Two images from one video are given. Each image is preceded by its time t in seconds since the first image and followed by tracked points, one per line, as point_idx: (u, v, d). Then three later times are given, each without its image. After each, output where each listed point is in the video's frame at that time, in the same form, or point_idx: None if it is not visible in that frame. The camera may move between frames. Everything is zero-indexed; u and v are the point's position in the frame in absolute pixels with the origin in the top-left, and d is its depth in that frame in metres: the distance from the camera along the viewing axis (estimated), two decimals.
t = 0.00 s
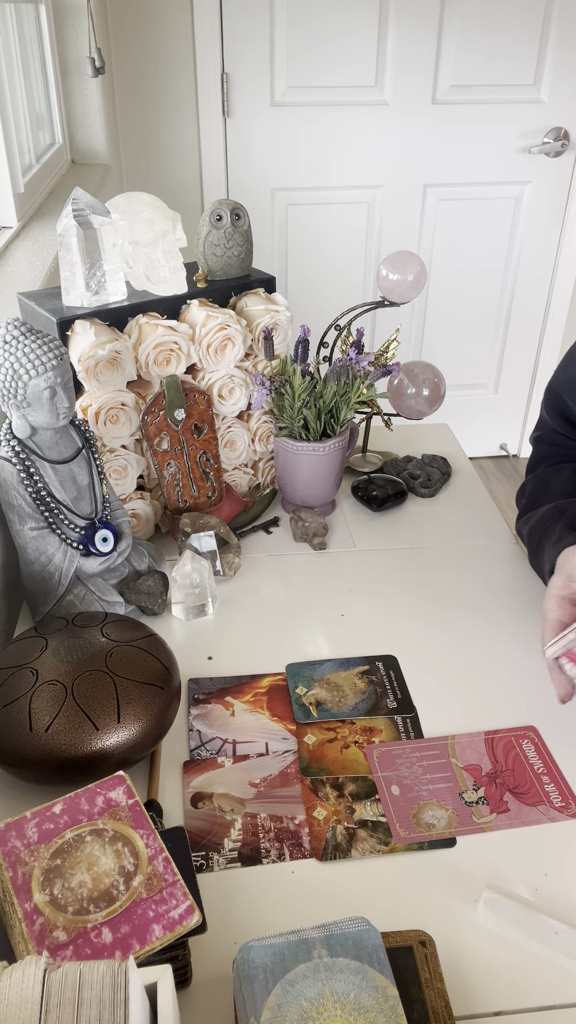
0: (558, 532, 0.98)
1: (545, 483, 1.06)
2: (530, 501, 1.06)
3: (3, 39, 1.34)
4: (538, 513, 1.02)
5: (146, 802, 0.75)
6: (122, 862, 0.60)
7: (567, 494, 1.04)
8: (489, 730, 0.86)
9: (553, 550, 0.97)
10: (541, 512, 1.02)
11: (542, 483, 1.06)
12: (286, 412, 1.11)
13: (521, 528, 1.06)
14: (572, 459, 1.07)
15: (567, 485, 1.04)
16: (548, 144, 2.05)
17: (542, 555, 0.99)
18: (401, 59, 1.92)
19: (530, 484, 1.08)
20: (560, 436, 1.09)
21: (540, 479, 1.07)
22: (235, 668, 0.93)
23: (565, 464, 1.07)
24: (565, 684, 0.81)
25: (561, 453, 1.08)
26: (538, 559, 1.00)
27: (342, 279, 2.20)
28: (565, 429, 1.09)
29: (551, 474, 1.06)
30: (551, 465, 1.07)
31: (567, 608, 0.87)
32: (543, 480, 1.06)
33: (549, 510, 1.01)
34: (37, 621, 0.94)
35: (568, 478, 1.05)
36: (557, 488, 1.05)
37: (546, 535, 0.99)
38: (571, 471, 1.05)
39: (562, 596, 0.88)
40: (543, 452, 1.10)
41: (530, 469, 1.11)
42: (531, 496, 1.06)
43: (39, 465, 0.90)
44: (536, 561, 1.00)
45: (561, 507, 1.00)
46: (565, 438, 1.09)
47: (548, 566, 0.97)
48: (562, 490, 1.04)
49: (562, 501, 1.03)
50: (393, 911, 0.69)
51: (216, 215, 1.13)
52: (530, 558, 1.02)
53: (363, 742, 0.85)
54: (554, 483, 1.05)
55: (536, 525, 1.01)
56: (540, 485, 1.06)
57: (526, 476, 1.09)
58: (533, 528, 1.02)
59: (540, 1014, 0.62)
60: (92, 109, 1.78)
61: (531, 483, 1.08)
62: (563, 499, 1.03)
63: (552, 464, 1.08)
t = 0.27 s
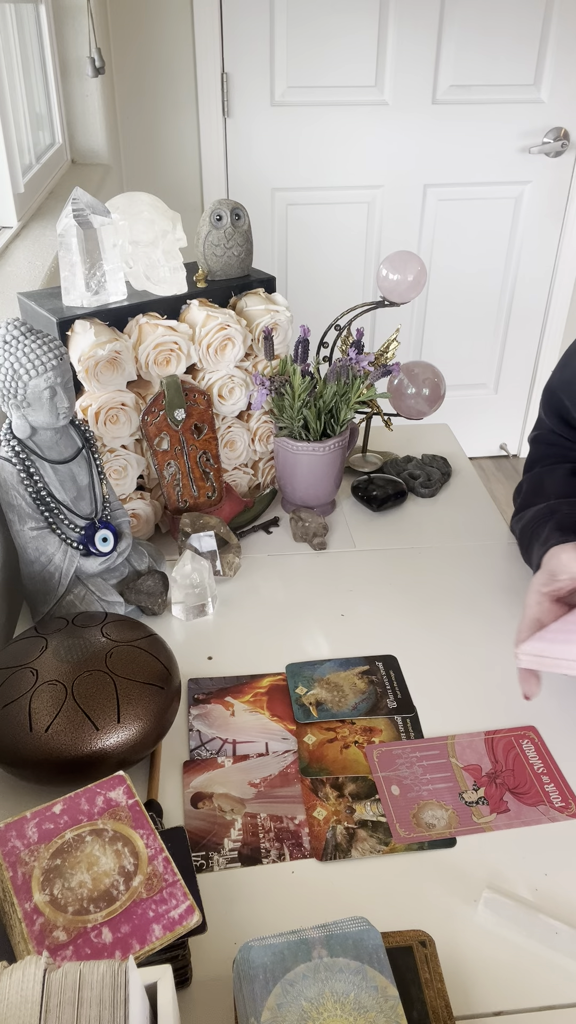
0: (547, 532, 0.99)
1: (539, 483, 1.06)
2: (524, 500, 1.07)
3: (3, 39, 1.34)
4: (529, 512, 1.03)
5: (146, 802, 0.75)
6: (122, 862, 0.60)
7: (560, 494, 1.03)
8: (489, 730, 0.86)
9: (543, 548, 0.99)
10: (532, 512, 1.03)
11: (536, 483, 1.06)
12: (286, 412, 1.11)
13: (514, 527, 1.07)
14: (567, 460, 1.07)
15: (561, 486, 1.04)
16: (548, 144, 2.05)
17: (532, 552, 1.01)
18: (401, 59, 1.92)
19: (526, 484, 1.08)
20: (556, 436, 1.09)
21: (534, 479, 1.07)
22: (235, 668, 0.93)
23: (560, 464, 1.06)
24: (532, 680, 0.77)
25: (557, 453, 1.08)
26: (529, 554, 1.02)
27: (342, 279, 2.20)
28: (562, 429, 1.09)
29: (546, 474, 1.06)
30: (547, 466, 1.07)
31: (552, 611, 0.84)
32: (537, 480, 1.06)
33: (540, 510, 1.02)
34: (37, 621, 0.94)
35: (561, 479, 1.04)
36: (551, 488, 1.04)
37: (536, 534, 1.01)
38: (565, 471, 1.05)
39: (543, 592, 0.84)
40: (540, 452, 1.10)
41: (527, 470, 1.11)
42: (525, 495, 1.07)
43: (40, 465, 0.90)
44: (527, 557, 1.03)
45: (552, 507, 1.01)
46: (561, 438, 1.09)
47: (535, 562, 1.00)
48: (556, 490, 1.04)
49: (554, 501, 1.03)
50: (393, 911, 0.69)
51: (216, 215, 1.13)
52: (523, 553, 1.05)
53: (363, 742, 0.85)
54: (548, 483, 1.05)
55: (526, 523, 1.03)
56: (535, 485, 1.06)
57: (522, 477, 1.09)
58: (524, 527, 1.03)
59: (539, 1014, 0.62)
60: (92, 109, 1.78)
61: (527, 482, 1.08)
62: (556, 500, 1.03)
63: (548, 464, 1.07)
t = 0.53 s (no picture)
0: (544, 530, 1.00)
1: (539, 481, 1.06)
2: (524, 498, 1.07)
3: (3, 39, 1.34)
4: (527, 510, 1.04)
5: (146, 802, 0.75)
6: (122, 862, 0.60)
7: (559, 491, 1.03)
8: (489, 730, 0.86)
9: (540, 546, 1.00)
10: (530, 509, 1.03)
11: (535, 481, 1.06)
12: (286, 412, 1.11)
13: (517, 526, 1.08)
14: (566, 458, 1.06)
15: (560, 484, 1.03)
16: (548, 144, 2.05)
17: (530, 549, 1.02)
18: (401, 59, 1.92)
19: (525, 483, 1.08)
20: (556, 435, 1.09)
21: (534, 478, 1.07)
22: (235, 669, 0.94)
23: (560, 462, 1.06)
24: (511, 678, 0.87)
25: (556, 452, 1.08)
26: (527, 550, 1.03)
27: (342, 279, 2.20)
28: (562, 428, 1.08)
29: (545, 472, 1.06)
30: (546, 464, 1.07)
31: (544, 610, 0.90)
32: (536, 477, 1.06)
33: (537, 508, 1.02)
34: (37, 621, 0.94)
35: (560, 475, 1.04)
36: (550, 486, 1.04)
37: (534, 533, 1.01)
38: (564, 469, 1.04)
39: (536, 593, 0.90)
40: (540, 451, 1.09)
41: (526, 468, 1.11)
42: (525, 493, 1.07)
43: (40, 465, 0.90)
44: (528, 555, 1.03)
45: (550, 505, 1.01)
46: (561, 437, 1.08)
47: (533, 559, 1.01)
48: (554, 487, 1.04)
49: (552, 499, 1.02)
50: (393, 911, 0.69)
51: (216, 214, 1.13)
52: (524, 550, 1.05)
53: (363, 742, 0.85)
54: (546, 480, 1.05)
55: (524, 521, 1.04)
56: (533, 483, 1.06)
57: (522, 475, 1.09)
58: (521, 524, 1.04)
59: (539, 1014, 0.62)
60: (92, 109, 1.78)
61: (526, 481, 1.08)
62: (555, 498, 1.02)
63: (547, 462, 1.07)
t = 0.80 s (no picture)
0: (540, 529, 1.00)
1: (537, 481, 1.06)
2: (522, 498, 1.07)
3: (3, 39, 1.34)
4: (525, 510, 1.04)
5: (146, 802, 0.75)
6: (122, 862, 0.60)
7: (558, 492, 1.03)
8: (489, 730, 0.86)
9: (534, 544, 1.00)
10: (528, 509, 1.04)
11: (534, 481, 1.06)
12: (286, 412, 1.11)
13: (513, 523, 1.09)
14: (565, 459, 1.06)
15: (558, 485, 1.03)
16: (548, 144, 2.05)
17: (525, 548, 1.03)
18: (401, 59, 1.92)
19: (524, 482, 1.08)
20: (556, 435, 1.09)
21: (532, 477, 1.07)
22: (235, 669, 0.93)
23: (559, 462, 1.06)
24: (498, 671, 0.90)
25: (555, 453, 1.07)
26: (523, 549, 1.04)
27: (342, 279, 2.20)
28: (562, 428, 1.08)
29: (544, 472, 1.06)
30: (545, 465, 1.07)
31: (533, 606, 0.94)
32: (535, 477, 1.06)
33: (535, 508, 1.02)
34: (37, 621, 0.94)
35: (559, 477, 1.04)
36: (548, 486, 1.04)
37: (529, 532, 1.02)
38: (563, 470, 1.04)
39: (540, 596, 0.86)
40: (539, 451, 1.10)
41: (526, 468, 1.11)
42: (523, 492, 1.07)
43: (40, 465, 0.90)
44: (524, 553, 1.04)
45: (547, 505, 1.01)
46: (560, 438, 1.08)
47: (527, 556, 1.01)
48: (553, 487, 1.04)
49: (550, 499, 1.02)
50: (393, 911, 0.69)
51: (216, 215, 1.14)
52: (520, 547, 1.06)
53: (363, 742, 0.85)
54: (545, 481, 1.05)
55: (522, 521, 1.04)
56: (532, 483, 1.06)
57: (521, 474, 1.10)
58: (519, 524, 1.05)
59: (539, 1014, 0.62)
60: (92, 109, 1.78)
61: (525, 480, 1.08)
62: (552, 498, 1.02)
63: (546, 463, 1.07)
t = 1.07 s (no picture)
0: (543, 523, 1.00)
1: (538, 479, 1.06)
2: (523, 495, 1.07)
3: (3, 39, 1.34)
4: (526, 506, 1.04)
5: (146, 802, 0.75)
6: (122, 862, 0.60)
7: (558, 488, 1.03)
8: (489, 730, 0.86)
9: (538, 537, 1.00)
10: (530, 505, 1.03)
11: (535, 478, 1.06)
12: (286, 412, 1.11)
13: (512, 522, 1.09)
14: (566, 457, 1.06)
15: (560, 481, 1.03)
16: (548, 144, 2.05)
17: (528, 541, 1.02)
18: (401, 59, 1.92)
19: (525, 479, 1.08)
20: (557, 435, 1.09)
21: (534, 475, 1.07)
22: (235, 669, 0.94)
23: (560, 460, 1.06)
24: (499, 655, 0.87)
25: (556, 452, 1.07)
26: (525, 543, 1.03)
27: (342, 279, 2.20)
28: (561, 428, 1.09)
29: (545, 469, 1.06)
30: (546, 463, 1.07)
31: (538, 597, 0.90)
32: (537, 474, 1.06)
33: (537, 504, 1.02)
34: (37, 620, 0.94)
35: (560, 473, 1.04)
36: (550, 482, 1.04)
37: (533, 526, 1.01)
38: (565, 467, 1.04)
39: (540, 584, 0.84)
40: (539, 451, 1.09)
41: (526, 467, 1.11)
42: (524, 489, 1.07)
43: (39, 465, 0.90)
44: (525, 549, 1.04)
45: (550, 500, 1.01)
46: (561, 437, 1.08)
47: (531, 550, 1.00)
48: (554, 484, 1.04)
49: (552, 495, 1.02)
50: (393, 911, 0.69)
51: (216, 215, 1.14)
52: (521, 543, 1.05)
53: (363, 742, 0.85)
54: (546, 477, 1.05)
55: (523, 517, 1.03)
56: (533, 480, 1.06)
57: (521, 472, 1.09)
58: (520, 520, 1.04)
59: (539, 1014, 0.62)
60: (92, 109, 1.78)
61: (526, 478, 1.08)
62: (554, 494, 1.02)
63: (547, 461, 1.07)
